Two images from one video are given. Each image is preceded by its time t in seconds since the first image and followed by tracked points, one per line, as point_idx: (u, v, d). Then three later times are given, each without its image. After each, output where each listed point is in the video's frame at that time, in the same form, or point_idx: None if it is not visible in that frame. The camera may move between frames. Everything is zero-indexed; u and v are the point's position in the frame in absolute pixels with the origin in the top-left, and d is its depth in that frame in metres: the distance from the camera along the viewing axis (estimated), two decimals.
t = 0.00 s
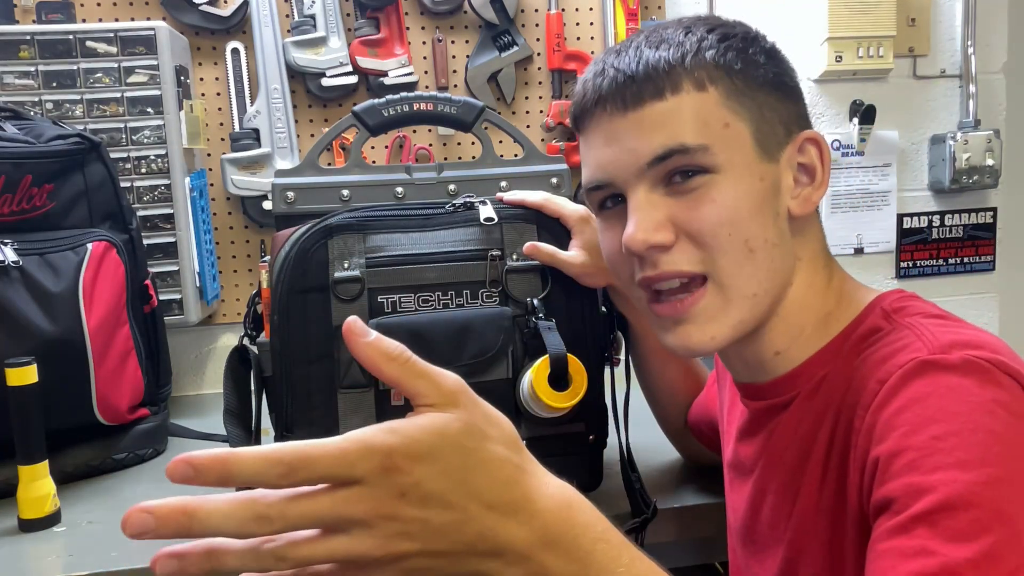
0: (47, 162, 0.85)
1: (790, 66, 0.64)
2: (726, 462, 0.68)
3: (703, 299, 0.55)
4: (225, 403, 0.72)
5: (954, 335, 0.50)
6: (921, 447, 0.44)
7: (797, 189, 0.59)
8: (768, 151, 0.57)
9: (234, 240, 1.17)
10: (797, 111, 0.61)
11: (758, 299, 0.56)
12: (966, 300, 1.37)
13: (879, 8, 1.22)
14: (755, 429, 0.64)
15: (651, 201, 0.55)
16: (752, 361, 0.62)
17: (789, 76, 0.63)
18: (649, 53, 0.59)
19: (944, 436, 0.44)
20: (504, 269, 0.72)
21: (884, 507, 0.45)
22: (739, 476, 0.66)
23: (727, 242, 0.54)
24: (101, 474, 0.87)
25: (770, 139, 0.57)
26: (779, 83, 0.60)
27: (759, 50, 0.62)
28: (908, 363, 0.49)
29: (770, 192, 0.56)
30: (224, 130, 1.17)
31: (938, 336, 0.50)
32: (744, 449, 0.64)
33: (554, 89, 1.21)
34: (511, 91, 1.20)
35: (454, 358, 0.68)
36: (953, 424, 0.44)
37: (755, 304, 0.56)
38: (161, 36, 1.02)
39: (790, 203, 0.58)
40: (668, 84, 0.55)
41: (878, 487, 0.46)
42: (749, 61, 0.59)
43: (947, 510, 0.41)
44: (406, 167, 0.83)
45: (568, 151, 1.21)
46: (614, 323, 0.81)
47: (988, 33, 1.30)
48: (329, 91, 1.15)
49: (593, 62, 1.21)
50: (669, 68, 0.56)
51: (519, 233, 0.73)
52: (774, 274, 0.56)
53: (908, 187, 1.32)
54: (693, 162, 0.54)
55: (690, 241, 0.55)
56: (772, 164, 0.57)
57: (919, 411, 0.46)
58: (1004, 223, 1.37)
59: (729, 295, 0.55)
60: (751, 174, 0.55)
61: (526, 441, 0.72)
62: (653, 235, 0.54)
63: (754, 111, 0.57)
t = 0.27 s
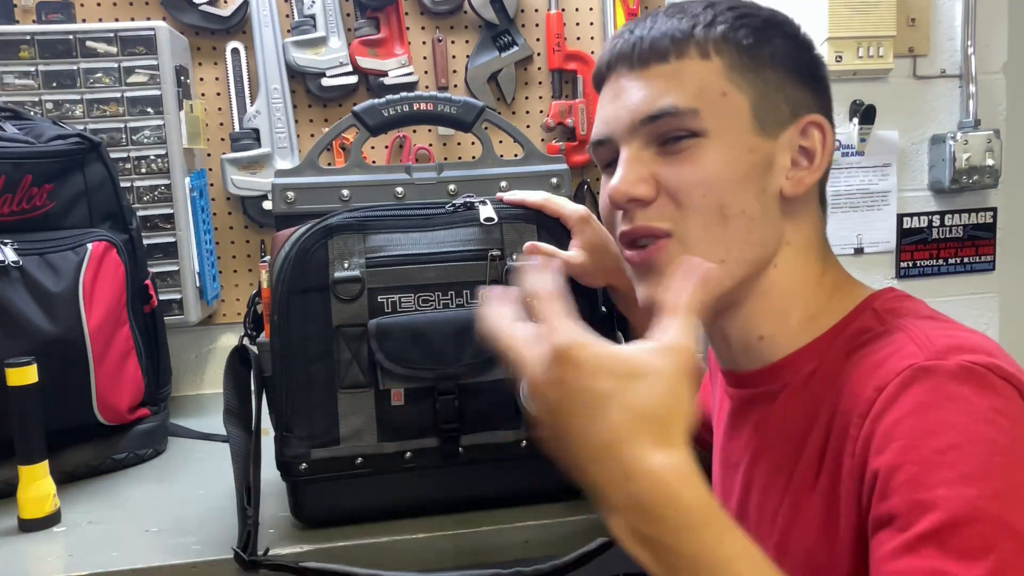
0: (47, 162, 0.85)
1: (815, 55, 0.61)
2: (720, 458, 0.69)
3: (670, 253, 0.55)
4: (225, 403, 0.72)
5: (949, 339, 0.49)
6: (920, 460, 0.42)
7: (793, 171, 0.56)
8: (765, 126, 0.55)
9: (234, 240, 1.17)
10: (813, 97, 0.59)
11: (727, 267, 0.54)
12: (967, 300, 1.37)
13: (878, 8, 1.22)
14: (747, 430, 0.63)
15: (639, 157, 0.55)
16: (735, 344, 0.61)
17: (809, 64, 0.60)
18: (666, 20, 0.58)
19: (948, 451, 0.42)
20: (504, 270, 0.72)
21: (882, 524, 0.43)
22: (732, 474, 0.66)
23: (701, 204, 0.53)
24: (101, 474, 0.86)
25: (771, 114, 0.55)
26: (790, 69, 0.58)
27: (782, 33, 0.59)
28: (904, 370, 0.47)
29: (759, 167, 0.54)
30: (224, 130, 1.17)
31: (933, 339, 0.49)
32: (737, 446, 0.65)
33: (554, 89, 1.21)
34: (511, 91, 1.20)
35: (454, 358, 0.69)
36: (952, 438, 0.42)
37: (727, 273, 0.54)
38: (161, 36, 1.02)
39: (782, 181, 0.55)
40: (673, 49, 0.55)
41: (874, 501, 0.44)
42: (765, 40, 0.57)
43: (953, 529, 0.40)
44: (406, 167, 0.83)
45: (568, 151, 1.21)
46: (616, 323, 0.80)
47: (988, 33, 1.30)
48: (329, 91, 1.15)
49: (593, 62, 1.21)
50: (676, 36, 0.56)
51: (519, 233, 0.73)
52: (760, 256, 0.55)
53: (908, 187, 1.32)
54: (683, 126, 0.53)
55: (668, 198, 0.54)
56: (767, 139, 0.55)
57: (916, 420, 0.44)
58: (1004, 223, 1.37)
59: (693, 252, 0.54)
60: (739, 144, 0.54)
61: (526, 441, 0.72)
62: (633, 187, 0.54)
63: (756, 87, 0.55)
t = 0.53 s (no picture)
0: (47, 162, 0.85)
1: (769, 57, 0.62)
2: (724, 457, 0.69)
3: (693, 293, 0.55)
4: (225, 403, 0.71)
5: (972, 351, 0.50)
6: (976, 495, 0.45)
7: (775, 173, 0.57)
8: (737, 140, 0.55)
9: (234, 240, 1.17)
10: (775, 101, 0.60)
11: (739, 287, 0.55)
12: (967, 300, 1.37)
13: (879, 8, 1.22)
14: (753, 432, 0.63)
15: (626, 202, 0.55)
16: (741, 355, 0.62)
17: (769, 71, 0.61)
18: (616, 62, 0.58)
19: (995, 480, 0.45)
20: (504, 269, 0.72)
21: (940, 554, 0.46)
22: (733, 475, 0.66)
23: (702, 231, 0.53)
24: (101, 474, 0.86)
25: (740, 128, 0.56)
26: (755, 77, 0.58)
27: (729, 46, 0.60)
28: (939, 393, 0.48)
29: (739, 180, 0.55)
30: (224, 130, 1.17)
31: (956, 352, 0.50)
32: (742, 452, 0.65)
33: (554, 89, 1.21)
34: (511, 91, 1.20)
35: (454, 358, 0.69)
36: (1004, 467, 0.45)
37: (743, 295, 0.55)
38: (161, 37, 1.02)
39: (766, 187, 0.56)
40: (633, 90, 0.55)
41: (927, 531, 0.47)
42: (716, 58, 0.58)
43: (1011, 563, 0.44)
44: (406, 167, 0.83)
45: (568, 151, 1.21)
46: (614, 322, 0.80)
47: (988, 33, 1.30)
48: (329, 91, 1.15)
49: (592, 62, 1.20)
50: (632, 77, 0.55)
51: (519, 233, 0.73)
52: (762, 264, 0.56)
53: (908, 187, 1.32)
54: (664, 161, 0.53)
55: (670, 235, 0.54)
56: (742, 153, 0.55)
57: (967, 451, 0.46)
58: (1004, 223, 1.37)
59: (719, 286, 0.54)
60: (719, 165, 0.54)
61: (526, 441, 0.72)
62: (629, 232, 0.54)
63: (721, 104, 0.55)
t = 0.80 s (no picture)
0: (47, 162, 0.85)
1: (781, 55, 0.61)
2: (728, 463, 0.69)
3: (678, 285, 0.55)
4: (225, 403, 0.71)
5: (975, 356, 0.50)
6: (987, 500, 0.44)
7: (777, 176, 0.57)
8: (743, 141, 0.55)
9: (234, 240, 1.17)
10: (784, 101, 0.59)
11: (731, 288, 0.55)
12: (967, 300, 1.37)
13: (879, 8, 1.22)
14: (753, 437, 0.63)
15: (622, 197, 0.55)
16: (740, 354, 0.62)
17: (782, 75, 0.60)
18: (623, 51, 0.58)
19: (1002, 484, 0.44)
20: (504, 269, 0.72)
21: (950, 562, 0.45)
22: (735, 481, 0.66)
23: (698, 233, 0.53)
24: (101, 474, 0.86)
25: (747, 129, 0.55)
26: (762, 79, 0.57)
27: (741, 42, 0.59)
28: (943, 397, 0.48)
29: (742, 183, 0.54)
30: (224, 130, 1.17)
31: (960, 356, 0.50)
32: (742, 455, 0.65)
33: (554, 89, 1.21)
34: (511, 91, 1.20)
35: (454, 358, 0.69)
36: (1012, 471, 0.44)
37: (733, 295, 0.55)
38: (161, 37, 1.02)
39: (770, 190, 0.56)
40: (636, 82, 0.54)
41: (937, 539, 0.46)
42: (726, 54, 0.57)
43: None
44: (406, 167, 0.83)
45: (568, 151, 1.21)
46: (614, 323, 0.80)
47: (988, 33, 1.30)
48: (329, 91, 1.15)
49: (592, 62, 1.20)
50: (638, 68, 0.55)
51: (519, 233, 0.73)
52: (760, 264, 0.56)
53: (908, 187, 1.32)
54: (661, 160, 0.53)
55: (663, 233, 0.54)
56: (747, 154, 0.54)
57: (973, 455, 0.45)
58: (1004, 223, 1.37)
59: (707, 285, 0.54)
60: (722, 165, 0.53)
61: (526, 441, 0.72)
62: (621, 227, 0.54)
63: (728, 103, 0.55)
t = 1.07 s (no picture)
0: (47, 162, 0.85)
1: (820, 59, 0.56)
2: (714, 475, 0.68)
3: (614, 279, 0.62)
4: (225, 403, 0.71)
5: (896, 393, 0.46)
6: (863, 545, 0.43)
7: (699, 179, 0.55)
8: (659, 156, 0.56)
9: (234, 240, 1.17)
10: (802, 111, 0.54)
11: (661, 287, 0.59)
12: (967, 300, 1.37)
13: (879, 8, 1.22)
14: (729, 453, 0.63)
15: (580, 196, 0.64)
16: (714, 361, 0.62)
17: (802, 72, 0.55)
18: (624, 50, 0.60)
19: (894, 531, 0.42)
20: (504, 269, 0.72)
21: None
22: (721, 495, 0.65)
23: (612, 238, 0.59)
24: (101, 474, 0.86)
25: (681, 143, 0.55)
26: (757, 75, 0.54)
27: (763, 47, 0.54)
28: (842, 436, 0.46)
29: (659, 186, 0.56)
30: (224, 130, 1.17)
31: (873, 389, 0.47)
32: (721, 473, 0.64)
33: (554, 89, 1.21)
34: (511, 91, 1.20)
35: (455, 358, 0.69)
36: (906, 523, 0.42)
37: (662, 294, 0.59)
38: (161, 37, 1.02)
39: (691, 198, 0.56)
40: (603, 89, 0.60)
41: None
42: (722, 66, 0.54)
43: None
44: (406, 167, 0.83)
45: (568, 151, 1.21)
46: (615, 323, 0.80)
47: (988, 33, 1.30)
48: (329, 91, 1.15)
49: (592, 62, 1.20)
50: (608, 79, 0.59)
51: (519, 233, 0.73)
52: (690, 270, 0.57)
53: (908, 187, 1.32)
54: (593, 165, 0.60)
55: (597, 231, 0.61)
56: (660, 169, 0.56)
57: (861, 502, 0.44)
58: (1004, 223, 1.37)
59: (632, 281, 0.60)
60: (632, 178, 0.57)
61: (527, 441, 0.72)
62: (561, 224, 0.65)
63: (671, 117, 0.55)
